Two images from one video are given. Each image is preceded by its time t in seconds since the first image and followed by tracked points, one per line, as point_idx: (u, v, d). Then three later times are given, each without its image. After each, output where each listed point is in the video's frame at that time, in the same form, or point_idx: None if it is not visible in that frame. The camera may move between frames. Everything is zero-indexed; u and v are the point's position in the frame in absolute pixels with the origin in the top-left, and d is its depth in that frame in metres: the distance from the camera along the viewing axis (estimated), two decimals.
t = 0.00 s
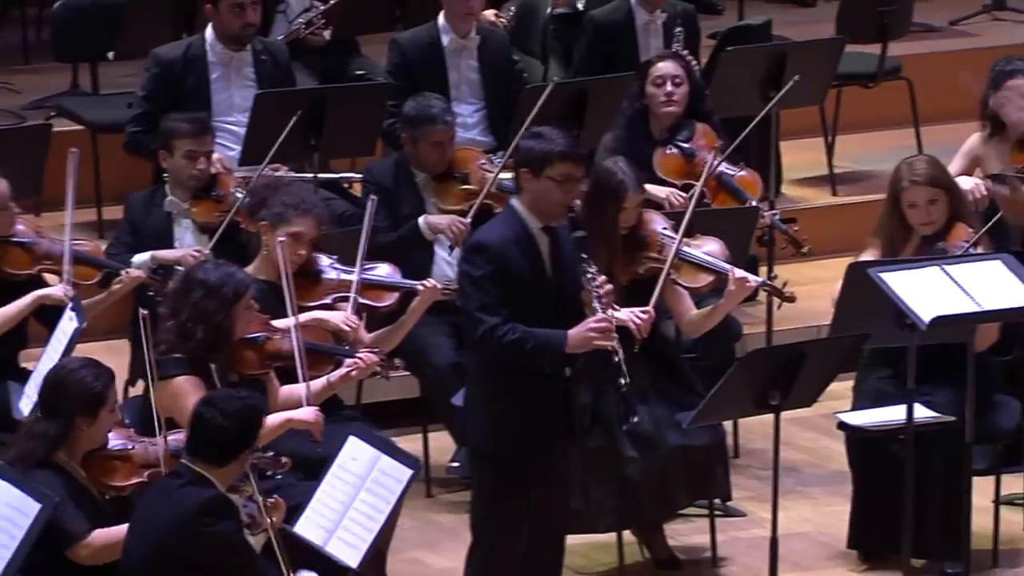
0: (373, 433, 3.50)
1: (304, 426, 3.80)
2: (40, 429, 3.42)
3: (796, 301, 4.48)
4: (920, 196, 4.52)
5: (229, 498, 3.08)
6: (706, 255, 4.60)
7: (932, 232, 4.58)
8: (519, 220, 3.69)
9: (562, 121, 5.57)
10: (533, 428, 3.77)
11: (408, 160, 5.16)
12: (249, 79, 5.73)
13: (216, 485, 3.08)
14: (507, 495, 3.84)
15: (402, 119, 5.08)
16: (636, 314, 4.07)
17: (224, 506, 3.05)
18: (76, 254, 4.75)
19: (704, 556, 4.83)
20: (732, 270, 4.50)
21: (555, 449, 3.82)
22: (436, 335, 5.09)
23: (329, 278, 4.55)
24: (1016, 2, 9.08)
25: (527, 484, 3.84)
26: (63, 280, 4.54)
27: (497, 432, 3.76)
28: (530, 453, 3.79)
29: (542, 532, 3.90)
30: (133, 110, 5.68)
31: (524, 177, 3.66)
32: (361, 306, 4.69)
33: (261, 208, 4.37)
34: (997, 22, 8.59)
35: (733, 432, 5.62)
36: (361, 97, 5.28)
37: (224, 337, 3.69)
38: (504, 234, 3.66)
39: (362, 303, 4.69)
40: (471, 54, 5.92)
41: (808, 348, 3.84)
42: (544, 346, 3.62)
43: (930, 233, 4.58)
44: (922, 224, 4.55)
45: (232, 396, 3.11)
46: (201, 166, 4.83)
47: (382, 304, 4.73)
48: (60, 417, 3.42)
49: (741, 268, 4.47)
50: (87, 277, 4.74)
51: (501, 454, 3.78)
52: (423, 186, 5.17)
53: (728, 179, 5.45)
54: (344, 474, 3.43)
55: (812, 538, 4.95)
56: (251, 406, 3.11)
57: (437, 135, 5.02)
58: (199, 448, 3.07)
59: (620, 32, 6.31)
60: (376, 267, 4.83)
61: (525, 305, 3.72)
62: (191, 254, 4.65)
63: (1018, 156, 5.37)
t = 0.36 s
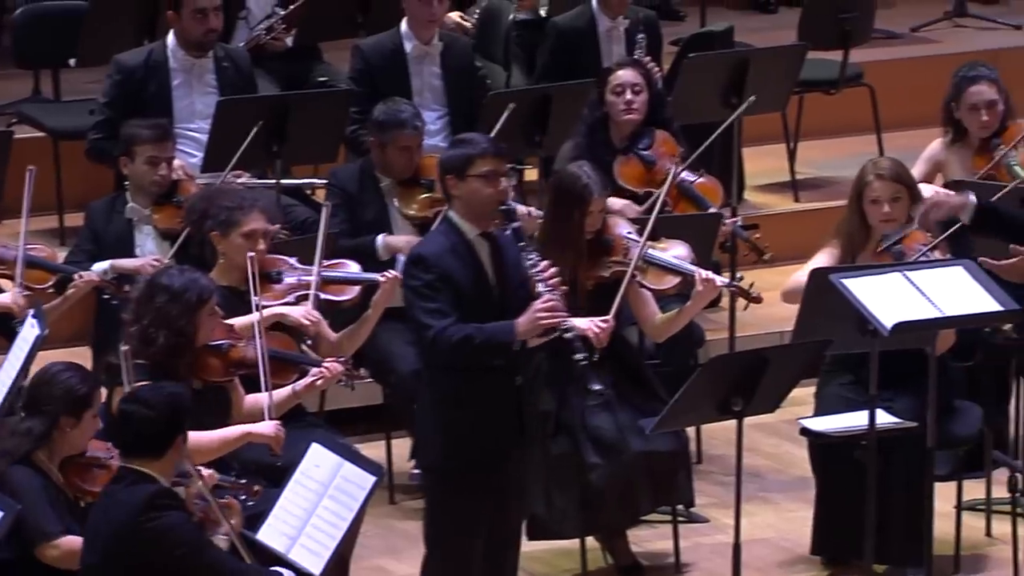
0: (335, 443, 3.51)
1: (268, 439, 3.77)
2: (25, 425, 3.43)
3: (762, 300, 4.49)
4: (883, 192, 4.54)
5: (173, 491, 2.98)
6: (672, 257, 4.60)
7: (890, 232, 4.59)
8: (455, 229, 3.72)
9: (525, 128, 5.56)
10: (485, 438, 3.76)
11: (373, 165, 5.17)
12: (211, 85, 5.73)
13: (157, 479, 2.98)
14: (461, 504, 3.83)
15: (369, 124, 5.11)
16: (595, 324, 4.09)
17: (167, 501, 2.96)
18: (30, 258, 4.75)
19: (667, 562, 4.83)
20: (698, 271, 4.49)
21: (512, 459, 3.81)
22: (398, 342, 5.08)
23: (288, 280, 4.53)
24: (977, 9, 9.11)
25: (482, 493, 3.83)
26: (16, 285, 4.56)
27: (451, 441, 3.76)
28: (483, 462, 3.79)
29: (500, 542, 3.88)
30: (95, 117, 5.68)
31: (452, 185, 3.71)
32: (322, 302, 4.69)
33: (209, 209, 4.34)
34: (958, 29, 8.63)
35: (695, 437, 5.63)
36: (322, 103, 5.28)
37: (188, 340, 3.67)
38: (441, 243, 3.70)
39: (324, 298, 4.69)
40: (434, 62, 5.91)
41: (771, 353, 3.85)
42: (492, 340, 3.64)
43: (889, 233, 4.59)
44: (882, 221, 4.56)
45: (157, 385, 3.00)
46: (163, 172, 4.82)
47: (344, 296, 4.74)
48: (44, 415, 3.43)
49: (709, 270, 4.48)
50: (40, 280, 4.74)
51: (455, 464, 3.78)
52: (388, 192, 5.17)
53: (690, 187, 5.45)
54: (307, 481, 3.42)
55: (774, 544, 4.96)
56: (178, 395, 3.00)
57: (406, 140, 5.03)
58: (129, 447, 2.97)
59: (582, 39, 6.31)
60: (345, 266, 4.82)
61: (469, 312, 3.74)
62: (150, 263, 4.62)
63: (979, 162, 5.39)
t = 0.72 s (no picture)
0: (298, 450, 3.52)
1: (244, 438, 3.78)
2: None
3: (724, 310, 4.48)
4: (842, 197, 4.53)
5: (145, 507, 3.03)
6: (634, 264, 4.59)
7: (849, 239, 4.59)
8: (410, 242, 3.73)
9: (486, 135, 5.55)
10: (429, 452, 3.81)
11: (334, 172, 5.17)
12: (172, 92, 5.73)
13: (130, 493, 3.03)
14: (410, 520, 3.85)
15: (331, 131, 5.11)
16: (561, 329, 4.13)
17: (140, 515, 3.01)
18: None
19: (630, 568, 4.83)
20: (659, 278, 4.48)
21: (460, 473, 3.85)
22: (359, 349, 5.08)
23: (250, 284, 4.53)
24: (937, 15, 9.14)
25: (432, 508, 3.85)
26: None
27: (395, 457, 3.80)
28: (429, 478, 3.82)
29: (456, 560, 3.89)
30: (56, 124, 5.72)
31: (413, 197, 3.71)
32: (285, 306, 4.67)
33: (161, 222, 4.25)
34: (919, 35, 8.65)
35: (657, 443, 5.64)
36: (283, 110, 5.27)
37: (168, 344, 3.66)
38: (393, 256, 3.71)
39: (286, 302, 4.67)
40: (395, 68, 5.91)
41: (733, 358, 3.84)
42: (429, 363, 3.66)
43: (848, 239, 4.58)
44: (840, 226, 4.55)
45: (138, 400, 3.06)
46: (124, 179, 4.82)
47: (306, 299, 4.72)
48: None
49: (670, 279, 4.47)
50: None
51: (401, 480, 3.81)
52: (351, 200, 5.18)
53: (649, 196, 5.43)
54: (269, 489, 3.43)
55: (736, 550, 4.96)
56: (158, 412, 3.06)
57: (368, 146, 5.04)
58: (107, 459, 3.02)
59: (543, 45, 6.31)
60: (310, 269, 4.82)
61: (415, 328, 3.76)
62: (113, 273, 4.62)
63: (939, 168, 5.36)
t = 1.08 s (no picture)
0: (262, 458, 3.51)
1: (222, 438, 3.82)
2: None
3: (690, 316, 4.52)
4: (804, 205, 4.54)
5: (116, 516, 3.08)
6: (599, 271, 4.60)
7: (812, 245, 4.60)
8: (382, 263, 3.61)
9: (450, 141, 5.55)
10: (379, 472, 3.70)
11: (297, 179, 5.16)
12: (135, 98, 5.73)
13: (101, 502, 3.07)
14: (360, 538, 3.74)
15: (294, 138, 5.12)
16: (523, 337, 4.24)
17: (107, 525, 3.03)
18: None
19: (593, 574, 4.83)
20: (624, 286, 4.50)
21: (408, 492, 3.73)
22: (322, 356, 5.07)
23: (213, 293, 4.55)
24: (899, 21, 9.17)
25: (382, 525, 3.74)
26: None
27: (344, 476, 3.70)
28: (380, 495, 3.71)
29: None
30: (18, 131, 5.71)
31: (395, 222, 3.58)
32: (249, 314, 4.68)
33: (122, 238, 4.22)
34: (882, 41, 8.67)
35: (621, 449, 5.64)
36: (248, 116, 5.26)
37: (145, 352, 3.67)
38: (362, 275, 3.59)
39: (250, 310, 4.68)
40: (359, 74, 5.91)
41: (696, 363, 3.85)
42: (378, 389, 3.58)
43: (812, 245, 4.59)
44: (803, 234, 4.56)
45: (120, 412, 3.11)
46: (89, 184, 4.80)
47: (271, 308, 4.72)
48: None
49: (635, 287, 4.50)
50: None
51: (348, 499, 3.71)
52: (313, 207, 5.20)
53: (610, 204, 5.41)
54: (233, 495, 3.43)
55: (700, 555, 4.97)
56: (139, 424, 3.11)
57: (330, 152, 5.05)
58: (85, 466, 3.07)
59: (507, 52, 6.30)
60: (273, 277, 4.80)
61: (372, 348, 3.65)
62: (77, 277, 4.56)
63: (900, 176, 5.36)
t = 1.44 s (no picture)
0: (230, 466, 3.66)
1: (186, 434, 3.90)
2: None
3: (658, 325, 4.57)
4: (767, 213, 4.55)
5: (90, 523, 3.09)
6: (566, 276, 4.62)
7: (779, 251, 4.62)
8: (354, 262, 3.69)
9: (419, 145, 5.56)
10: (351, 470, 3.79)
11: (266, 183, 5.18)
12: (104, 103, 5.74)
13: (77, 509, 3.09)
14: (327, 533, 3.83)
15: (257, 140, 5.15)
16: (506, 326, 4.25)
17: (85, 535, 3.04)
18: None
19: None
20: (594, 292, 4.53)
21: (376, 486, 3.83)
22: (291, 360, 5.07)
23: (183, 302, 4.55)
24: (867, 26, 9.20)
25: (349, 521, 3.83)
26: None
27: (316, 474, 3.78)
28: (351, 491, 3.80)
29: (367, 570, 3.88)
30: None
31: (364, 223, 3.66)
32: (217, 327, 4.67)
33: (94, 250, 4.21)
34: (849, 46, 8.70)
35: (591, 454, 5.65)
36: (217, 121, 5.26)
37: (116, 368, 3.66)
38: (338, 277, 3.67)
39: (218, 323, 4.67)
40: (329, 79, 5.92)
41: (666, 368, 3.87)
42: (372, 392, 3.69)
43: (778, 252, 4.61)
44: (768, 241, 4.58)
45: (94, 419, 3.14)
46: (56, 191, 4.81)
47: (239, 323, 4.70)
48: None
49: (605, 293, 4.52)
50: None
51: (321, 496, 3.79)
52: (281, 213, 5.22)
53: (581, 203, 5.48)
54: (203, 500, 3.57)
55: (669, 559, 4.98)
56: (113, 432, 3.14)
57: (285, 151, 5.06)
58: (61, 474, 3.08)
59: (476, 57, 6.31)
60: (234, 288, 4.78)
61: (354, 348, 3.73)
62: (48, 280, 4.57)
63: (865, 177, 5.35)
